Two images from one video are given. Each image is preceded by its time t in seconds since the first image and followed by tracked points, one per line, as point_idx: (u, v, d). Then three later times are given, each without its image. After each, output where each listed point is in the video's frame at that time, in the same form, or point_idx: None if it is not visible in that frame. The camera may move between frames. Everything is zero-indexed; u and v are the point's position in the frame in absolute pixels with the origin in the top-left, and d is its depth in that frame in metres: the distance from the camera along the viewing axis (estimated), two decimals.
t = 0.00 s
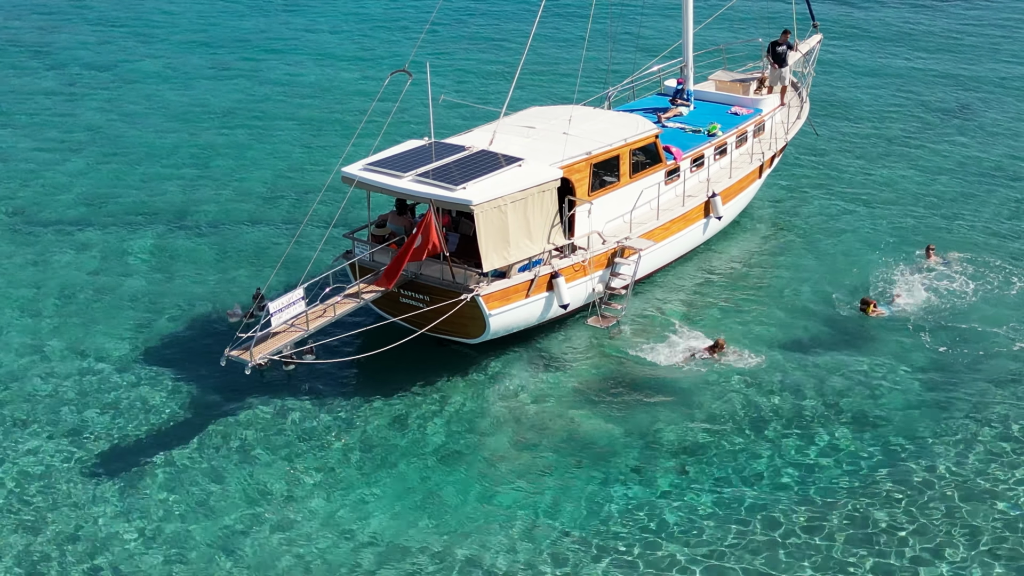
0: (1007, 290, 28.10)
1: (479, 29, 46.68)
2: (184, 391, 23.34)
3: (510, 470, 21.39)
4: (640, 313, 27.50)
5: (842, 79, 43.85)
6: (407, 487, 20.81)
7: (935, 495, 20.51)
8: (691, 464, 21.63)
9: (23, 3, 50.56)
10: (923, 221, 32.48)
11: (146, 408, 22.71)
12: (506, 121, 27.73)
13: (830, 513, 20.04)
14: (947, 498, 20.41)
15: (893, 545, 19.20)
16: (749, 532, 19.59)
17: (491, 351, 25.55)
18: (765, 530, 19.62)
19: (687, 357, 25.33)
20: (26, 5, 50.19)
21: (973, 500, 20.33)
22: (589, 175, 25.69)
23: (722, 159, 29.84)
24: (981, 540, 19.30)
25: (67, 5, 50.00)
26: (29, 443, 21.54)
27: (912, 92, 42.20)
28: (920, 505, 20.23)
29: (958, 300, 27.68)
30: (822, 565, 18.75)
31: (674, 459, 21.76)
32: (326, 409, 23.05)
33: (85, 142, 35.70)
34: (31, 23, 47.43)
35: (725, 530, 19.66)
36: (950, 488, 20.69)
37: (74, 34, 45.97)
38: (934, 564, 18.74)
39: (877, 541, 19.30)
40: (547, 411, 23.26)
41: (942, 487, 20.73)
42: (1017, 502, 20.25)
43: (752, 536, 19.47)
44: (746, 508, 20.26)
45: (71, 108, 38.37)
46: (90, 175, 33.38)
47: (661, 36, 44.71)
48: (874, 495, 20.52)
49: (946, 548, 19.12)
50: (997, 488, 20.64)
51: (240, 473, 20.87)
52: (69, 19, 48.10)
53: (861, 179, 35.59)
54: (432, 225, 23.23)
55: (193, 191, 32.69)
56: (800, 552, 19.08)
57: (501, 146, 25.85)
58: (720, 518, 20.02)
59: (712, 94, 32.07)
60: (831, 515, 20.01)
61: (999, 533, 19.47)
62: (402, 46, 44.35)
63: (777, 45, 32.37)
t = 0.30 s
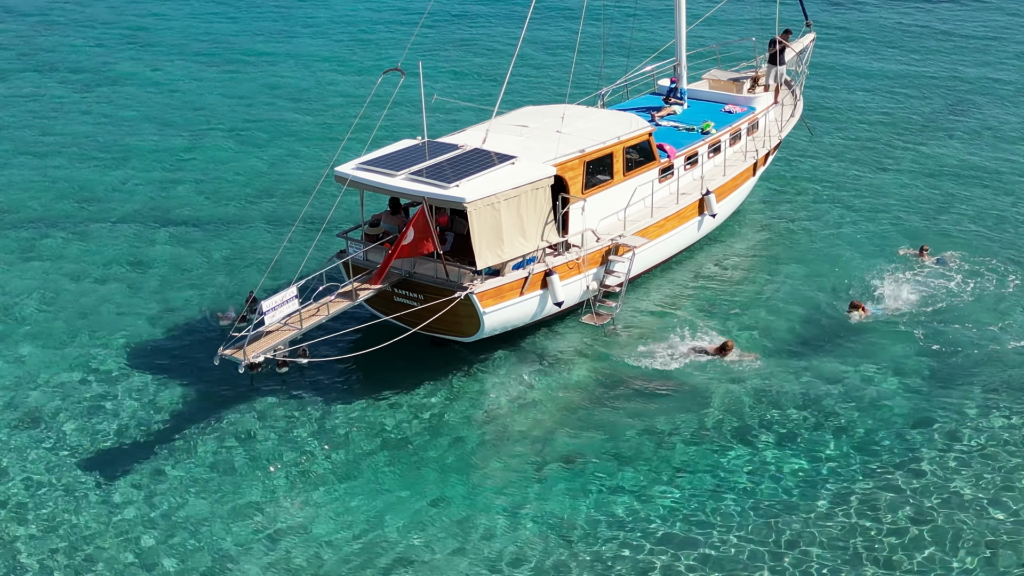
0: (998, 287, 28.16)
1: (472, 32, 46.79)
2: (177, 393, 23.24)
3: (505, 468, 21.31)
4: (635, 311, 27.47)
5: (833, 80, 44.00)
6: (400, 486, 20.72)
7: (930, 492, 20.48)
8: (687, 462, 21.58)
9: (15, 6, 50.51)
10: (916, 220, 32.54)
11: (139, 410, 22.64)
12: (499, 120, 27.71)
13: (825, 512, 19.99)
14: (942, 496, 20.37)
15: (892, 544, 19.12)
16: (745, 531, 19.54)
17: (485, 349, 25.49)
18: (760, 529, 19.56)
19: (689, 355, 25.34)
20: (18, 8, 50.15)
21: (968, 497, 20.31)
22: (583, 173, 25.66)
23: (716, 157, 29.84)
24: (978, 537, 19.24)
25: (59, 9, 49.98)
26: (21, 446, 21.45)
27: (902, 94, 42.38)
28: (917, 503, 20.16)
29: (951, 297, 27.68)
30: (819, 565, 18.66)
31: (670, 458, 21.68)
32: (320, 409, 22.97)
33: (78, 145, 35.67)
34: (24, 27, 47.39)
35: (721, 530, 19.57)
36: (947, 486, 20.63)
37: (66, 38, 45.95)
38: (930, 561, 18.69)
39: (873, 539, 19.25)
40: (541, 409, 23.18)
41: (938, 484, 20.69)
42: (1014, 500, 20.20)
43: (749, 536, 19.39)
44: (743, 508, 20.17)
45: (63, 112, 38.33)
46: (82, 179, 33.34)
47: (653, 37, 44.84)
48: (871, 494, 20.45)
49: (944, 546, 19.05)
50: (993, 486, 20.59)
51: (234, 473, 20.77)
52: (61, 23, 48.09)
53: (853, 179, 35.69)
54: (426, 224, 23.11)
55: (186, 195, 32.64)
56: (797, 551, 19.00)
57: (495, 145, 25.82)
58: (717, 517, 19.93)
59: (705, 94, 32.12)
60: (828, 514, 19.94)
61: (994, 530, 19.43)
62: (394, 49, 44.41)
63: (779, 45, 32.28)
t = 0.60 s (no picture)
0: (989, 284, 28.21)
1: (463, 33, 46.89)
2: (167, 394, 23.13)
3: (498, 466, 21.26)
4: (627, 310, 27.45)
5: (823, 79, 44.15)
6: (393, 486, 20.63)
7: (924, 489, 20.46)
8: (680, 460, 21.53)
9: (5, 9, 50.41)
10: (907, 217, 32.60)
11: (129, 411, 22.51)
12: (490, 119, 27.69)
13: (820, 509, 19.96)
14: (936, 492, 20.36)
15: (885, 540, 19.09)
16: (739, 528, 19.50)
17: (477, 349, 25.43)
18: (755, 528, 19.51)
19: (699, 355, 25.15)
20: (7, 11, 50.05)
21: (962, 493, 20.28)
22: (574, 171, 25.64)
23: (708, 155, 29.86)
24: (972, 534, 19.21)
25: (48, 13, 49.88)
26: (11, 448, 21.31)
27: (892, 93, 42.52)
28: (911, 501, 20.14)
29: (942, 294, 27.71)
30: (814, 562, 18.63)
31: (663, 456, 21.64)
32: (312, 409, 22.87)
33: (68, 149, 35.59)
34: (14, 31, 47.31)
35: (715, 528, 19.52)
36: (940, 483, 20.61)
37: (57, 41, 45.88)
38: (924, 558, 18.67)
39: (867, 536, 19.21)
40: (534, 408, 23.13)
41: (932, 481, 20.68)
42: (1007, 496, 20.19)
43: (742, 534, 19.34)
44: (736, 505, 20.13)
45: (54, 116, 38.25)
46: (72, 182, 33.25)
47: (644, 38, 44.98)
48: (865, 491, 20.42)
49: (937, 543, 19.02)
50: (986, 483, 20.58)
51: (226, 474, 20.66)
52: (50, 26, 48.00)
53: (844, 177, 35.77)
54: (418, 224, 22.99)
55: (176, 197, 32.57)
56: (792, 548, 18.97)
57: (485, 144, 25.78)
58: (710, 515, 19.88)
59: (697, 92, 32.17)
60: (821, 510, 19.90)
61: (988, 526, 19.43)
62: (385, 51, 44.46)
63: (771, 43, 32.40)
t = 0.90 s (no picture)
0: (977, 281, 28.31)
1: (452, 34, 46.93)
2: (155, 394, 23.00)
3: (490, 465, 21.20)
4: (618, 309, 27.43)
5: (812, 78, 44.30)
6: (384, 485, 20.55)
7: (915, 484, 20.47)
8: (672, 457, 21.50)
9: None
10: (896, 216, 32.69)
11: (118, 411, 22.37)
12: (479, 119, 27.67)
13: (812, 504, 19.95)
14: (928, 487, 20.36)
15: (878, 536, 19.05)
16: (732, 524, 19.48)
17: (468, 348, 25.36)
18: (748, 523, 19.49)
19: (707, 355, 25.08)
20: None
21: (954, 487, 20.29)
22: (564, 170, 25.62)
23: (698, 154, 29.89)
24: (964, 530, 19.19)
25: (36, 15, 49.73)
26: None
27: (881, 92, 42.69)
28: (903, 496, 20.10)
29: (930, 292, 27.76)
30: (806, 556, 18.62)
31: (654, 455, 21.59)
32: (303, 409, 22.76)
33: (57, 150, 35.45)
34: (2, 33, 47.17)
35: (708, 526, 19.45)
36: (932, 479, 20.60)
37: (45, 43, 45.75)
38: (916, 551, 18.66)
39: (859, 531, 19.21)
40: (525, 408, 23.08)
41: (923, 476, 20.68)
42: (999, 492, 20.18)
43: (734, 531, 19.28)
44: (728, 503, 20.08)
45: (42, 117, 38.11)
46: (61, 183, 33.12)
47: (633, 38, 45.08)
48: (856, 488, 20.39)
49: (929, 538, 18.98)
50: (978, 479, 20.58)
51: (216, 474, 20.54)
52: (38, 28, 47.87)
53: (833, 175, 35.87)
54: (408, 224, 22.90)
55: (164, 199, 32.44)
56: (784, 543, 18.94)
57: (475, 143, 25.75)
58: (702, 513, 19.82)
59: (687, 92, 32.24)
60: (814, 507, 19.87)
61: (980, 520, 19.42)
62: (375, 52, 44.44)
63: (759, 43, 32.55)
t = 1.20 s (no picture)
0: (964, 278, 28.44)
1: (442, 31, 46.92)
2: (145, 395, 22.92)
3: (480, 464, 21.20)
4: (609, 307, 27.49)
5: (801, 76, 44.43)
6: (376, 485, 20.54)
7: (904, 481, 20.56)
8: (662, 456, 21.56)
9: None
10: (884, 214, 32.82)
11: (108, 412, 22.33)
12: (469, 118, 27.64)
13: (802, 502, 20.02)
14: (916, 484, 20.47)
15: (867, 535, 19.10)
16: (722, 523, 19.53)
17: (459, 347, 25.37)
18: (738, 521, 19.56)
19: (704, 353, 25.13)
20: None
21: (942, 485, 20.41)
22: (554, 169, 25.63)
23: (688, 152, 29.93)
24: (954, 528, 19.23)
25: (25, 15, 49.59)
26: None
27: (869, 91, 42.89)
28: (893, 495, 20.14)
29: (920, 291, 27.70)
30: (796, 554, 18.71)
31: (644, 454, 21.59)
32: (293, 409, 22.73)
33: (46, 151, 35.34)
34: None
35: (698, 526, 19.47)
36: (922, 477, 20.65)
37: (34, 43, 45.62)
38: (906, 549, 18.76)
39: (849, 528, 19.31)
40: (515, 406, 23.10)
41: (912, 473, 20.80)
42: (988, 489, 20.26)
43: (724, 531, 19.31)
44: (719, 503, 20.09)
45: (31, 119, 38.00)
46: (50, 184, 33.02)
47: (623, 36, 45.13)
48: (846, 487, 20.44)
49: (919, 537, 19.03)
50: (965, 474, 20.71)
51: (206, 474, 20.50)
52: (27, 29, 47.73)
53: (822, 174, 36.00)
54: (397, 223, 22.84)
55: (153, 199, 32.31)
56: (774, 541, 19.01)
57: (465, 142, 25.73)
58: (692, 513, 19.84)
59: (677, 90, 32.27)
60: (804, 506, 19.91)
61: (968, 517, 19.52)
62: (365, 50, 44.39)
63: (748, 43, 32.58)
